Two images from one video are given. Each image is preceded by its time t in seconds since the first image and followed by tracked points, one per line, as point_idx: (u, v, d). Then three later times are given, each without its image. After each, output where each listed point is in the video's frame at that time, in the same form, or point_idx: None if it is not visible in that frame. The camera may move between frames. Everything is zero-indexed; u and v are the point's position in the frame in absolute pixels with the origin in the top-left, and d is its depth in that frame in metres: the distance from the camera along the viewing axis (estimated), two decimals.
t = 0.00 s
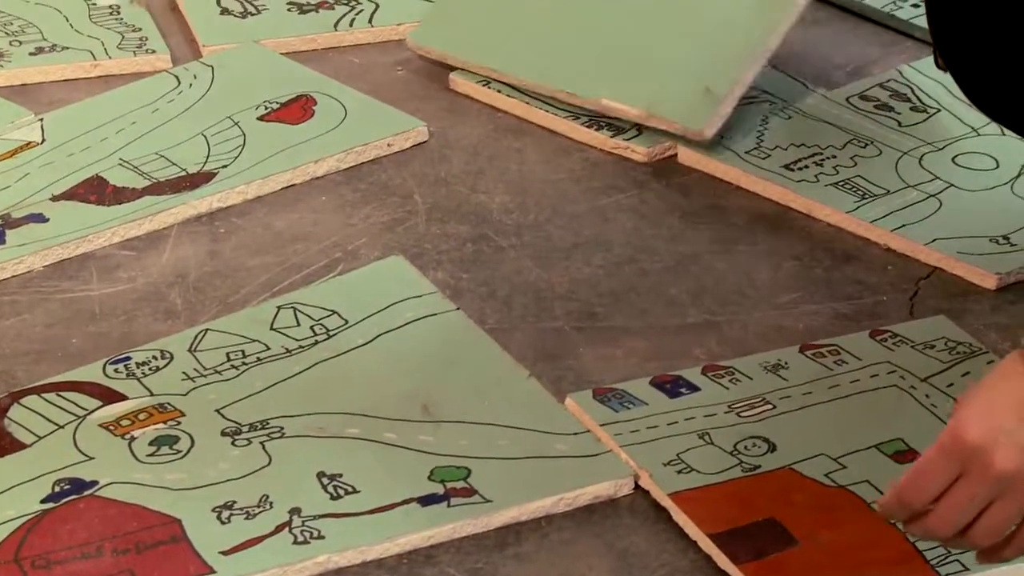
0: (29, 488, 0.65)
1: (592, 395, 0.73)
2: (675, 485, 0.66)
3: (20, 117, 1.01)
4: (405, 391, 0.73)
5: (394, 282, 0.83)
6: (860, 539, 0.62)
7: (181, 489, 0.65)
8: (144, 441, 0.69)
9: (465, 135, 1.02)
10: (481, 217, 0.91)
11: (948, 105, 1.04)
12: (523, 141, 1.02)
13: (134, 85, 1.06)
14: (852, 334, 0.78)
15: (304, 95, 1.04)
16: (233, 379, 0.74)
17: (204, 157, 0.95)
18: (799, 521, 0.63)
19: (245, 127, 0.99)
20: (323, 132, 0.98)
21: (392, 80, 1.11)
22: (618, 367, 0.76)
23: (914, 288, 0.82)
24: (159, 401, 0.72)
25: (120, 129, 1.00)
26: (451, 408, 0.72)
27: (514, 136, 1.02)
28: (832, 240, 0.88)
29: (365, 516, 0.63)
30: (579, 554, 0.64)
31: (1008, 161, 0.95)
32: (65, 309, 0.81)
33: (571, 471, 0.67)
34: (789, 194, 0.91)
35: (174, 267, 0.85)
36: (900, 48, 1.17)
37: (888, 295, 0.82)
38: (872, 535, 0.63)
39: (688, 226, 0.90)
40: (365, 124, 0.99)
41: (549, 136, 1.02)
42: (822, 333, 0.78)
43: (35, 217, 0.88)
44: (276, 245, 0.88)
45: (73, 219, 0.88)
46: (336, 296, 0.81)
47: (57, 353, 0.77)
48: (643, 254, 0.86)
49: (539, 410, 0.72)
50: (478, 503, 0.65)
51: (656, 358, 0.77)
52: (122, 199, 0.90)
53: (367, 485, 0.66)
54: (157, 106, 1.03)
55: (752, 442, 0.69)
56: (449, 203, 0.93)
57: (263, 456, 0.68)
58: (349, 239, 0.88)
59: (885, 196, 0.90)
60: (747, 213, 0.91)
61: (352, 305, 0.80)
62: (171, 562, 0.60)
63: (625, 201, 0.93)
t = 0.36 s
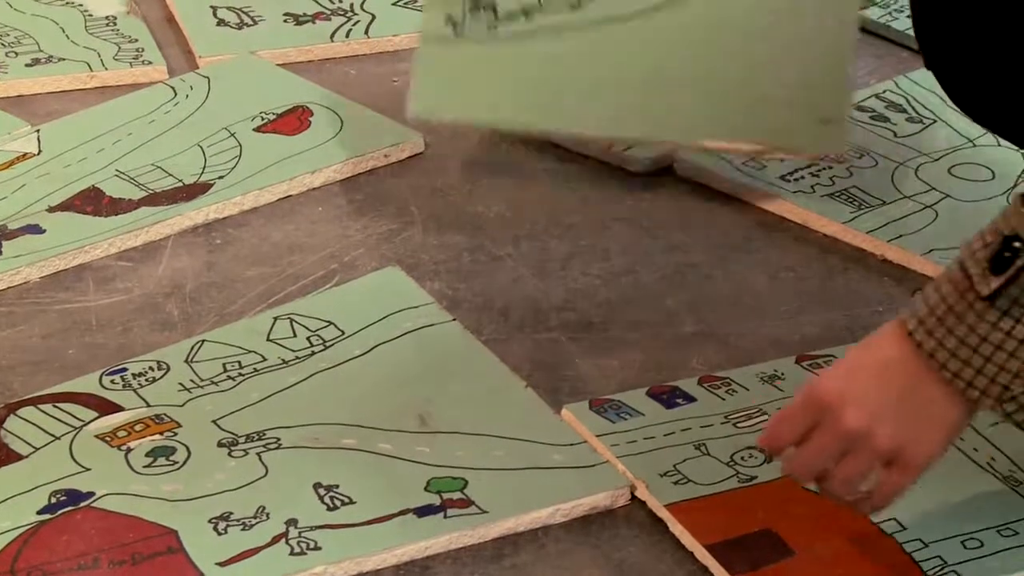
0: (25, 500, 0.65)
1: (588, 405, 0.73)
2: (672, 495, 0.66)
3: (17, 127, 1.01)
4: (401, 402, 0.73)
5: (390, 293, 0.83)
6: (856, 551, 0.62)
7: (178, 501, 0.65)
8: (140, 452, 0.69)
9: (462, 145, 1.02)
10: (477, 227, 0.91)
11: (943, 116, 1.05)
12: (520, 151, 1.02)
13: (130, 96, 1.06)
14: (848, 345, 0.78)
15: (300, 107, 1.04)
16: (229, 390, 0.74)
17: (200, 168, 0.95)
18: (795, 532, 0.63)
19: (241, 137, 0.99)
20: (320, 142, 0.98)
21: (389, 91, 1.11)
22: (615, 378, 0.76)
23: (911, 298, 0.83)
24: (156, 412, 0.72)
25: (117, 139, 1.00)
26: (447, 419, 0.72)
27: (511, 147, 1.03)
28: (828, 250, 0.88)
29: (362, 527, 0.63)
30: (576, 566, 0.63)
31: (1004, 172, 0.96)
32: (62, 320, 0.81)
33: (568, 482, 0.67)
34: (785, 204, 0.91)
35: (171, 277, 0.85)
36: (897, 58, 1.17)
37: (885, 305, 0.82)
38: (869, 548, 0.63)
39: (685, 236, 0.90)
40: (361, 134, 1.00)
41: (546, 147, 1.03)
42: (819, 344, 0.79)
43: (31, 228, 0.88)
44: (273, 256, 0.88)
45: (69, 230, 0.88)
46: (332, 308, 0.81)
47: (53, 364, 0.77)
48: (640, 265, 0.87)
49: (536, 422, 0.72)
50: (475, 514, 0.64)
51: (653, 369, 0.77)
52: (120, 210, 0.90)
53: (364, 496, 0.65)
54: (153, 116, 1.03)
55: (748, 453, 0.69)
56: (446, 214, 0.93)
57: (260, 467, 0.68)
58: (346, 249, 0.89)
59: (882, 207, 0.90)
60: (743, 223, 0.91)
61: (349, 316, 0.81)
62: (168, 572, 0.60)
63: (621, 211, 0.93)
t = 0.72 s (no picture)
0: (24, 507, 0.65)
1: (587, 412, 0.73)
2: (671, 502, 0.66)
3: (16, 134, 1.01)
4: (401, 409, 0.73)
5: (390, 300, 0.83)
6: (857, 557, 0.62)
7: (177, 507, 0.65)
8: (139, 459, 0.69)
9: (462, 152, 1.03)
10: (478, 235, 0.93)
11: (943, 121, 1.06)
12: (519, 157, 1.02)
13: (130, 103, 1.07)
14: (849, 352, 0.80)
15: (299, 113, 1.04)
16: (228, 397, 0.74)
17: (200, 174, 0.96)
18: (795, 539, 0.63)
19: (241, 144, 0.99)
20: (319, 149, 0.99)
21: (389, 97, 1.11)
22: (615, 385, 0.78)
23: (911, 304, 0.86)
24: (155, 418, 0.72)
25: (116, 146, 1.00)
26: (447, 426, 0.72)
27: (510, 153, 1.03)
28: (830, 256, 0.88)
29: (361, 533, 0.63)
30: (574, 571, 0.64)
31: (1003, 179, 0.97)
32: (62, 326, 0.81)
33: (568, 488, 0.67)
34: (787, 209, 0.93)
35: (171, 283, 0.86)
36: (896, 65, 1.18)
37: (885, 313, 0.84)
38: (869, 554, 0.63)
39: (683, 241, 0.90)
40: (360, 141, 1.00)
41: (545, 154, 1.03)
42: (815, 351, 0.80)
43: (31, 234, 0.88)
44: (273, 263, 0.88)
45: (69, 237, 0.88)
46: (331, 315, 0.82)
47: (53, 371, 0.77)
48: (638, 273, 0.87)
49: (535, 428, 0.72)
50: (474, 520, 0.64)
51: (653, 374, 0.79)
52: (119, 216, 0.90)
53: (364, 502, 0.65)
54: (152, 123, 1.03)
55: (749, 459, 0.69)
56: (446, 222, 0.94)
57: (258, 474, 0.67)
58: (345, 256, 0.89)
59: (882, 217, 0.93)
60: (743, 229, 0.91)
61: (348, 322, 0.81)
62: None
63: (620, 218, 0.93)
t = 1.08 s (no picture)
0: (24, 508, 0.65)
1: (588, 413, 0.73)
2: (672, 503, 0.66)
3: (16, 135, 1.01)
4: (400, 411, 0.73)
5: (390, 300, 0.83)
6: (858, 558, 0.62)
7: (177, 508, 0.65)
8: (139, 460, 0.69)
9: (462, 153, 1.03)
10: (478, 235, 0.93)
11: (943, 123, 1.06)
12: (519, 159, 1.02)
13: (129, 103, 1.07)
14: (849, 353, 0.80)
15: (299, 114, 1.04)
16: (228, 398, 0.74)
17: (200, 175, 0.95)
18: (795, 539, 0.63)
19: (241, 145, 0.99)
20: (319, 150, 0.99)
21: (388, 98, 1.11)
22: (616, 386, 0.78)
23: (911, 305, 0.86)
24: (154, 419, 0.72)
25: (116, 147, 1.00)
26: (447, 427, 0.72)
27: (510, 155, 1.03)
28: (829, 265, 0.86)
29: (359, 534, 0.63)
30: (575, 572, 0.64)
31: (1003, 180, 0.97)
32: (62, 327, 0.81)
33: (569, 489, 0.67)
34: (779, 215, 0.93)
35: (171, 284, 0.86)
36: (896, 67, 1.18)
37: (884, 314, 0.85)
38: (870, 555, 0.63)
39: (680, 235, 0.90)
40: (360, 142, 1.00)
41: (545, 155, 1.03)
42: (815, 352, 0.81)
43: (31, 235, 0.88)
44: (273, 264, 0.88)
45: (69, 237, 0.88)
46: (331, 316, 0.82)
47: (53, 371, 0.77)
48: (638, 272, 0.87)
49: (535, 429, 0.72)
50: (474, 521, 0.64)
51: (653, 375, 0.79)
52: (119, 217, 0.90)
53: (364, 503, 0.65)
54: (152, 124, 1.03)
55: (749, 460, 0.69)
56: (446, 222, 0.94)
57: (258, 474, 0.67)
58: (345, 257, 0.89)
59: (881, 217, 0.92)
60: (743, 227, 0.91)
61: (347, 323, 0.81)
62: None
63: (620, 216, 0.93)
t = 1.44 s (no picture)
0: (23, 508, 0.65)
1: (587, 413, 0.73)
2: (672, 503, 0.66)
3: (17, 135, 1.01)
4: (399, 411, 0.73)
5: (389, 300, 0.83)
6: (857, 559, 0.62)
7: (176, 509, 0.65)
8: (138, 460, 0.69)
9: (462, 153, 1.03)
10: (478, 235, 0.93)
11: (943, 123, 1.06)
12: (518, 159, 1.03)
13: (129, 104, 1.07)
14: (849, 353, 0.80)
15: (299, 114, 1.04)
16: (227, 398, 0.74)
17: (200, 176, 0.95)
18: (795, 540, 0.63)
19: (241, 146, 0.99)
20: (318, 151, 0.99)
21: (388, 99, 1.11)
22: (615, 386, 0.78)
23: (911, 306, 0.86)
24: (153, 420, 0.72)
25: (116, 148, 1.00)
26: (446, 427, 0.71)
27: (510, 156, 1.03)
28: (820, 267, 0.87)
29: (358, 535, 0.63)
30: (575, 572, 0.64)
31: (1004, 180, 0.97)
32: (62, 327, 0.81)
33: (569, 489, 0.67)
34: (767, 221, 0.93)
35: (171, 285, 0.86)
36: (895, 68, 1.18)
37: (884, 314, 0.85)
38: (869, 555, 0.63)
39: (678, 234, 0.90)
40: (360, 143, 1.00)
41: (545, 156, 1.03)
42: (815, 353, 0.81)
43: (31, 235, 0.88)
44: (273, 264, 0.88)
45: (69, 238, 0.88)
46: (330, 316, 0.82)
47: (53, 372, 0.77)
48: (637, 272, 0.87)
49: (535, 430, 0.72)
50: (473, 521, 0.64)
51: (653, 375, 0.79)
52: (119, 218, 0.90)
53: (363, 504, 0.65)
54: (152, 124, 1.03)
55: (749, 461, 0.69)
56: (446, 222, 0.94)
57: (257, 475, 0.67)
58: (345, 258, 0.89)
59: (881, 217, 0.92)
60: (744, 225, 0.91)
61: (347, 323, 0.81)
62: None
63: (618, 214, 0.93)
